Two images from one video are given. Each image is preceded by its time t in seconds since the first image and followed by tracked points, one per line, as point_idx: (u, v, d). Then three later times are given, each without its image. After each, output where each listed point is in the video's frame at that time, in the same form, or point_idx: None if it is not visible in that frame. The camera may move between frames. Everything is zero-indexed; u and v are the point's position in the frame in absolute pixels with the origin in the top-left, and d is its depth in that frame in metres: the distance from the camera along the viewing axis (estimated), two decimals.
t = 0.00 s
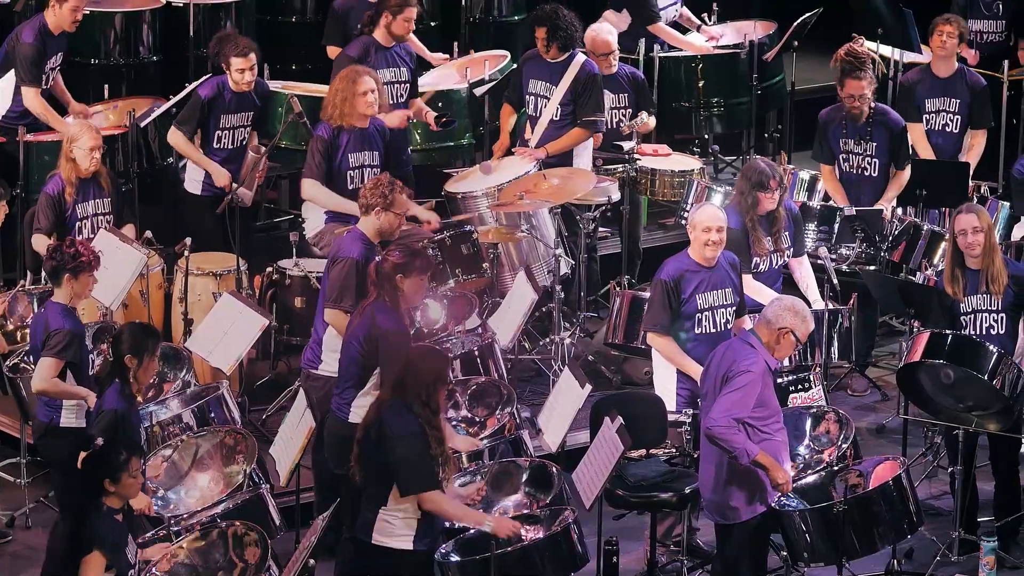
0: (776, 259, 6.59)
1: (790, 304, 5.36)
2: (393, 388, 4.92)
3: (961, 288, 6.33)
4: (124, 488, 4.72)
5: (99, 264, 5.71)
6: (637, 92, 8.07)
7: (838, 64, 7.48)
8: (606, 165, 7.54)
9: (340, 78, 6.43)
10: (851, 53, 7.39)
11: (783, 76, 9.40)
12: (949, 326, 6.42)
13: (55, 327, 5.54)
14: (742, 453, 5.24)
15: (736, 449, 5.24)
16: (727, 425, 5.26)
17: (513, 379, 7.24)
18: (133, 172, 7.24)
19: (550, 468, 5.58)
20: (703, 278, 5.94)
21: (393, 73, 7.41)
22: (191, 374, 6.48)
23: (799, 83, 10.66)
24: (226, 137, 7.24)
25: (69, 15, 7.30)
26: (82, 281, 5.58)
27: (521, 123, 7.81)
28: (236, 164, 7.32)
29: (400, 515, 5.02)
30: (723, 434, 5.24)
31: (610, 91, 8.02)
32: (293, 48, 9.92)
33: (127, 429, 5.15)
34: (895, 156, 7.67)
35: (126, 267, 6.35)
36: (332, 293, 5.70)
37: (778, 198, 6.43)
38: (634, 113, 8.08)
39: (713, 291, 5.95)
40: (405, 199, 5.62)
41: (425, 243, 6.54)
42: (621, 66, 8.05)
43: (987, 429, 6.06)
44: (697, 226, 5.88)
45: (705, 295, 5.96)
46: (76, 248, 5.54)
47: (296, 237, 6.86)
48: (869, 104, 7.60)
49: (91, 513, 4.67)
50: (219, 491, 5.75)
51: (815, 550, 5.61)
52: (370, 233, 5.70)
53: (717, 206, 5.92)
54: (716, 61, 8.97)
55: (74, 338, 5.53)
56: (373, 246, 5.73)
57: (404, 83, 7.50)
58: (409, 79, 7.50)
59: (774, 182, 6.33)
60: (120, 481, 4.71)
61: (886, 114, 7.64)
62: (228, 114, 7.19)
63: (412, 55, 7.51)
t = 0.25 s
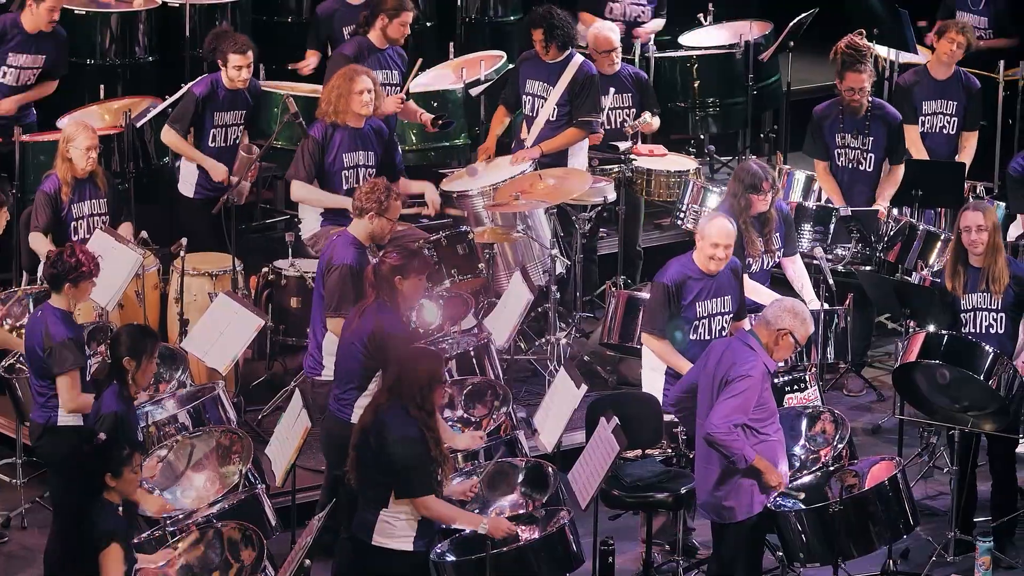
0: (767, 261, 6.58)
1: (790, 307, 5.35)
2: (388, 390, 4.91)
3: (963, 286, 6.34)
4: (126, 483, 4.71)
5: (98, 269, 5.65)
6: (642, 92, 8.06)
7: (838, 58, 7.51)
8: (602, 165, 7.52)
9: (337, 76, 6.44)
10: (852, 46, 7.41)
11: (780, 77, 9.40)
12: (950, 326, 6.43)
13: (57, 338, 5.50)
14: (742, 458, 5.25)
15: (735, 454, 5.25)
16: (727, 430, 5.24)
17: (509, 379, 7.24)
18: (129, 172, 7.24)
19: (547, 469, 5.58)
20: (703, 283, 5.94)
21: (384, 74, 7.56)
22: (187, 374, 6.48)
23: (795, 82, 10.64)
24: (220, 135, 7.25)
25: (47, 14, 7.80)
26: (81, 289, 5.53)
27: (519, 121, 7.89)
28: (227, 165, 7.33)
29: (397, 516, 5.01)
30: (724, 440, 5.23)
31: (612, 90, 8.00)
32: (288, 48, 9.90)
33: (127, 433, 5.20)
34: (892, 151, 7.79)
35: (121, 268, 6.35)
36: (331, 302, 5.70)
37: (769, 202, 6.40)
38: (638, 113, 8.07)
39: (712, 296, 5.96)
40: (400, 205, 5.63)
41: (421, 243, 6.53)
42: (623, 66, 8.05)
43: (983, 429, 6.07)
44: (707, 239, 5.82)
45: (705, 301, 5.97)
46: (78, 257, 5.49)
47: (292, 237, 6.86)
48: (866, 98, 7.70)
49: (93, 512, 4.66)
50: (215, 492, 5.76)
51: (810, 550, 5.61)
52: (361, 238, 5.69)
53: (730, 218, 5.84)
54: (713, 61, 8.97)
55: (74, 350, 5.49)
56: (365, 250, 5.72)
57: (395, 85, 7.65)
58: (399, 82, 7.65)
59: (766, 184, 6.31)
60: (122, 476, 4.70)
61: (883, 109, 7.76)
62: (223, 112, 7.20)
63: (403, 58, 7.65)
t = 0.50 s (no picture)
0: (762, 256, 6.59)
1: (786, 308, 5.35)
2: (383, 391, 4.91)
3: (967, 287, 6.29)
4: (129, 485, 4.71)
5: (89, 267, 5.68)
6: (649, 93, 8.03)
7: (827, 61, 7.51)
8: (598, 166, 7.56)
9: (329, 79, 6.44)
10: (840, 49, 7.41)
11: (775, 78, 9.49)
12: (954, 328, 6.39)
13: (61, 338, 5.50)
14: (742, 459, 5.24)
15: (736, 454, 5.24)
16: (728, 431, 5.24)
17: (505, 379, 7.24)
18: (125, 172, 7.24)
19: (543, 469, 5.58)
20: (700, 293, 5.95)
21: (383, 73, 7.53)
22: (182, 374, 6.48)
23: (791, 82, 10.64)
24: (209, 141, 7.24)
25: (19, 12, 7.87)
26: (73, 287, 5.55)
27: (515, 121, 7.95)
28: (220, 165, 7.34)
29: (393, 516, 5.02)
30: (725, 440, 5.23)
31: (617, 92, 7.99)
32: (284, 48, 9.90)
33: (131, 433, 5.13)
34: (883, 155, 7.70)
35: (117, 268, 6.35)
36: (330, 298, 5.66)
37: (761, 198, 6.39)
38: (644, 113, 8.04)
39: (707, 306, 5.97)
40: (393, 200, 5.64)
41: (417, 243, 6.53)
42: (632, 65, 8.04)
43: (978, 429, 6.05)
44: (712, 265, 5.74)
45: (699, 309, 5.98)
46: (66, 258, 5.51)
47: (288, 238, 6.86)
48: (857, 101, 7.62)
49: (94, 512, 4.68)
50: (211, 492, 5.76)
51: (806, 550, 5.60)
52: (361, 235, 5.71)
53: (738, 245, 5.72)
54: (709, 61, 8.96)
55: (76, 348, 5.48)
56: (363, 245, 5.75)
57: (393, 84, 7.65)
58: (398, 80, 7.64)
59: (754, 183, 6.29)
60: (125, 479, 4.71)
61: (874, 113, 7.66)
62: (212, 116, 7.19)
63: (400, 56, 7.63)
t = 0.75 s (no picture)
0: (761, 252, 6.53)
1: (778, 302, 5.35)
2: (378, 389, 4.91)
3: (972, 284, 6.27)
4: (130, 484, 4.75)
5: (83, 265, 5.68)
6: (654, 95, 7.98)
7: (813, 49, 7.47)
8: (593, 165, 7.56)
9: (328, 77, 6.43)
10: (826, 39, 7.37)
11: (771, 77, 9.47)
12: (954, 323, 6.39)
13: (60, 337, 5.48)
14: (726, 449, 5.24)
15: (718, 444, 5.25)
16: (711, 420, 5.24)
17: (501, 379, 7.24)
18: (120, 172, 7.24)
19: (538, 470, 5.58)
20: (694, 290, 5.95)
21: (383, 72, 7.42)
22: (178, 374, 6.48)
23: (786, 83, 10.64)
24: (202, 138, 7.23)
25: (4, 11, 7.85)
26: (69, 285, 5.55)
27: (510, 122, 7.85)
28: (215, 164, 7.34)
29: (390, 514, 5.03)
30: (709, 426, 5.24)
31: (622, 93, 7.96)
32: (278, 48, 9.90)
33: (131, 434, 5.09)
34: (866, 148, 7.66)
35: (113, 267, 6.35)
36: (323, 299, 5.70)
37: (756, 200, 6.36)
38: (647, 113, 7.98)
39: (702, 303, 5.97)
40: (387, 203, 5.61)
41: (412, 243, 6.53)
42: (638, 66, 7.98)
43: (974, 430, 6.06)
44: (705, 261, 5.74)
45: (695, 307, 5.98)
46: (56, 256, 5.50)
47: (283, 238, 6.86)
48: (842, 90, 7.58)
49: (93, 512, 4.69)
50: (207, 492, 5.76)
51: (802, 551, 5.60)
52: (351, 234, 5.70)
53: (730, 241, 5.72)
54: (705, 61, 8.96)
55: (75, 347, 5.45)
56: (354, 246, 5.73)
57: (395, 81, 7.53)
58: (399, 78, 7.52)
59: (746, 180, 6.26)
60: (126, 477, 4.74)
61: (857, 105, 7.62)
62: (204, 115, 7.19)
63: (401, 54, 7.51)
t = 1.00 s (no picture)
0: (749, 254, 6.57)
1: (772, 302, 5.34)
2: (374, 389, 4.92)
3: (972, 288, 6.28)
4: (128, 486, 4.74)
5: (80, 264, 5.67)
6: (652, 94, 7.98)
7: (794, 42, 7.53)
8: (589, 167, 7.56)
9: (329, 78, 6.37)
10: (806, 31, 7.45)
11: (766, 78, 9.48)
12: (951, 323, 6.39)
13: (56, 336, 5.47)
14: (721, 452, 5.25)
15: (714, 447, 5.25)
16: (706, 423, 5.25)
17: (496, 380, 7.24)
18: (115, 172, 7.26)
19: (534, 470, 5.57)
20: (691, 293, 5.95)
21: (383, 73, 7.42)
22: (174, 374, 6.47)
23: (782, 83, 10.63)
24: (200, 139, 7.24)
25: None
26: (68, 284, 5.55)
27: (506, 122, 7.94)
28: (211, 166, 7.32)
29: (385, 515, 5.03)
30: (704, 429, 5.25)
31: (620, 91, 7.98)
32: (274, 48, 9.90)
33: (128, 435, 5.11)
34: (840, 143, 7.78)
35: (109, 267, 6.35)
36: (319, 301, 5.69)
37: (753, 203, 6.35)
38: (644, 114, 7.98)
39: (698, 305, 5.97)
40: (382, 205, 5.62)
41: (408, 243, 6.52)
42: (637, 66, 8.00)
43: (970, 430, 6.06)
44: (701, 261, 5.75)
45: (691, 309, 5.98)
46: (55, 256, 5.49)
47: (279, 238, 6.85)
48: (821, 83, 7.68)
49: (91, 512, 4.68)
50: (203, 492, 5.76)
51: (798, 551, 5.59)
52: (348, 237, 5.70)
53: (726, 241, 5.75)
54: (701, 61, 8.97)
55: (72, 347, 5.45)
56: (351, 249, 5.72)
57: (395, 83, 7.51)
58: (401, 79, 7.52)
59: (747, 183, 6.25)
60: (125, 480, 4.74)
61: (835, 100, 7.73)
62: (202, 116, 7.19)
63: (403, 56, 7.53)
